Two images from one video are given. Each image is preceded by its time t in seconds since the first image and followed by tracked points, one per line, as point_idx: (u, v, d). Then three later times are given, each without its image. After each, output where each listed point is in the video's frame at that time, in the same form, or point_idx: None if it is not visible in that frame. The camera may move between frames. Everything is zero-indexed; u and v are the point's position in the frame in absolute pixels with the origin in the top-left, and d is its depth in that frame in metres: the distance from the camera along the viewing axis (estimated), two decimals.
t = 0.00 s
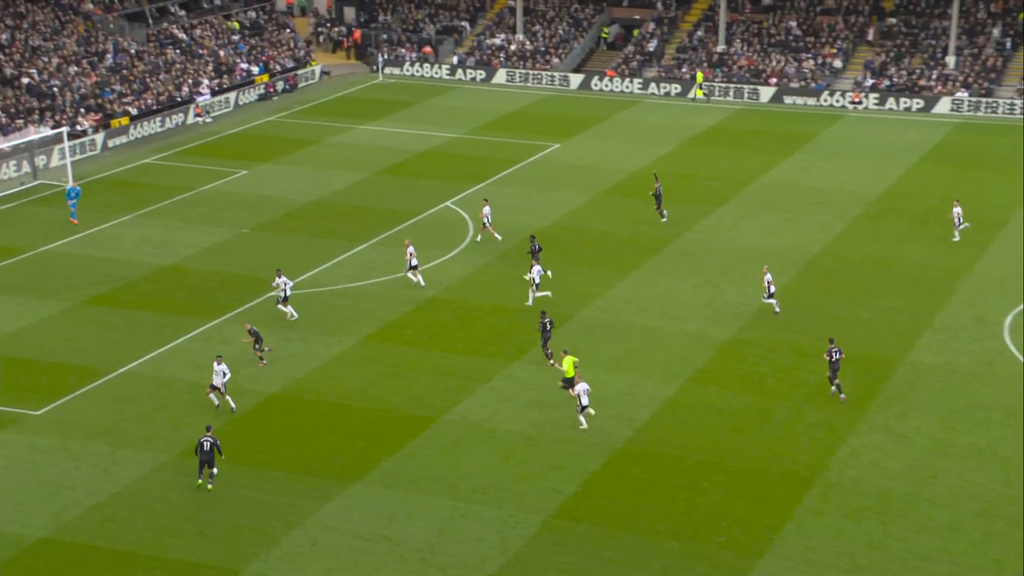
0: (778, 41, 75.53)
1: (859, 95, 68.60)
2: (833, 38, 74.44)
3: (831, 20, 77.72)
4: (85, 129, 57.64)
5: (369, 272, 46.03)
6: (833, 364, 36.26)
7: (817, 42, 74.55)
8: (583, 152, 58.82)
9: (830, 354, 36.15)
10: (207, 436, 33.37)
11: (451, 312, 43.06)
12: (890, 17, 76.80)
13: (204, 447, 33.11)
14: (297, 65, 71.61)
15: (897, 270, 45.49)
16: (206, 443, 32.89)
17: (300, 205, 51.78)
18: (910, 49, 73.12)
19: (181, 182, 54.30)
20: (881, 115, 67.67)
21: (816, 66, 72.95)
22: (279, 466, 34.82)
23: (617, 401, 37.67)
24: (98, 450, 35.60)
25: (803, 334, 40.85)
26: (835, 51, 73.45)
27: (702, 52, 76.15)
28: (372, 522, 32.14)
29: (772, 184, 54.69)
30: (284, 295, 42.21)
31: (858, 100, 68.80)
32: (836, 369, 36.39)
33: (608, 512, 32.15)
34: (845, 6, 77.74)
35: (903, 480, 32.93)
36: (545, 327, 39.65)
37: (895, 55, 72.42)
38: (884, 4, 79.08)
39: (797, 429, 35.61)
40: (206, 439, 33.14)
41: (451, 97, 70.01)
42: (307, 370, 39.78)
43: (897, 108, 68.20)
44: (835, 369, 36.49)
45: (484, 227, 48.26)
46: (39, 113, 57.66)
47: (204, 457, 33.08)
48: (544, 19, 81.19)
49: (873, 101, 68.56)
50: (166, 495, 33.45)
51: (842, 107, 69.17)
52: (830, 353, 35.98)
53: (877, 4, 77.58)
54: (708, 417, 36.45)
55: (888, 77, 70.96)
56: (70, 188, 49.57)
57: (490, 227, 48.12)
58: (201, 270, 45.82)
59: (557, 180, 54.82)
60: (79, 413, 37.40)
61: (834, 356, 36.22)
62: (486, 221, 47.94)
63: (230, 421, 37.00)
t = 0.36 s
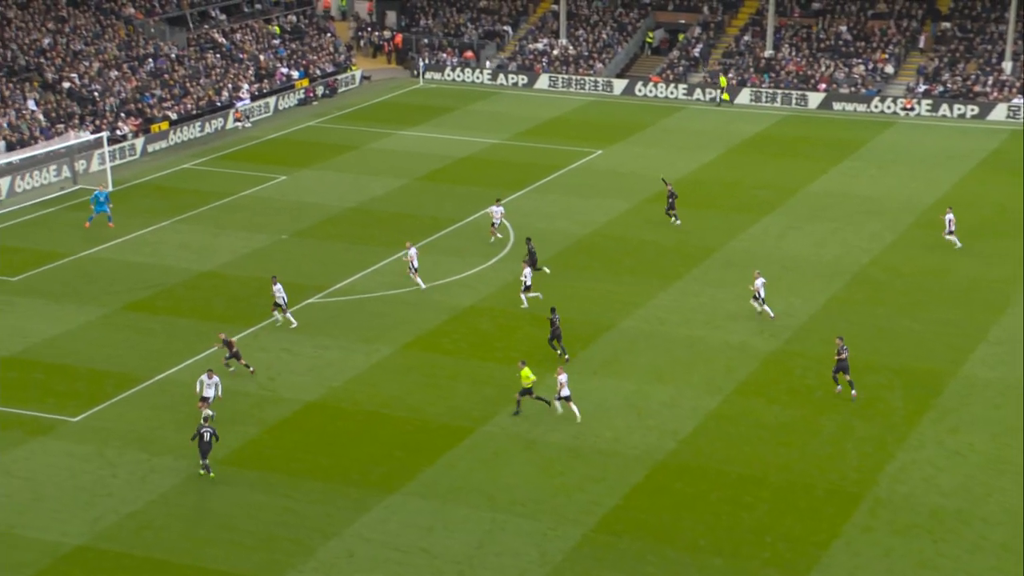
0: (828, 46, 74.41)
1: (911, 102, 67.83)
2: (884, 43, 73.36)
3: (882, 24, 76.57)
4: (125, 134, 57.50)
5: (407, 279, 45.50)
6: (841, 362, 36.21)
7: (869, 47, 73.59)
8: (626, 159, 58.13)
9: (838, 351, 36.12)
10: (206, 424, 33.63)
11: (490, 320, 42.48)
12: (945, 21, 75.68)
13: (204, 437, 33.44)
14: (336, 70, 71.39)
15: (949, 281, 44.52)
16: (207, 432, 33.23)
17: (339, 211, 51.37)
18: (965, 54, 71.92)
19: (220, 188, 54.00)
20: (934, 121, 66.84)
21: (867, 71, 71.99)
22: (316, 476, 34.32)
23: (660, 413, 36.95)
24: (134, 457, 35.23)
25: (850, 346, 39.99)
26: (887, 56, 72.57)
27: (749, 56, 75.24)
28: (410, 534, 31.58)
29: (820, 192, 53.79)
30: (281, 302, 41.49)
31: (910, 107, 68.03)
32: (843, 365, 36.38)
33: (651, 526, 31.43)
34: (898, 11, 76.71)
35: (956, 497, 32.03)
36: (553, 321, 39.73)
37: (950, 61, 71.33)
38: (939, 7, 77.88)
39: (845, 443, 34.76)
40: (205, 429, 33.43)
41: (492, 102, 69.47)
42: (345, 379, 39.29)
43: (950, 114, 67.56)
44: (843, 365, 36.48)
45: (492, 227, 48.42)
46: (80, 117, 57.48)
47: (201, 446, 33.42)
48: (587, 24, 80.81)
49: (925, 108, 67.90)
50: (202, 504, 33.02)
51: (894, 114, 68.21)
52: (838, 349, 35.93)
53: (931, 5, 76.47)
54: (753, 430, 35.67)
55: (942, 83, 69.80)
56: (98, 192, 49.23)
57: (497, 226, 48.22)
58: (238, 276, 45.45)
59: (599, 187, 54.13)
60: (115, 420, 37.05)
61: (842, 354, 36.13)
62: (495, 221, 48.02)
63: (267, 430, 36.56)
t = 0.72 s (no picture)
0: (871, 48, 73.62)
1: (956, 106, 67.03)
2: (928, 46, 72.54)
3: (926, 26, 75.74)
4: (158, 136, 57.37)
5: (439, 284, 45.06)
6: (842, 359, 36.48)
7: (913, 50, 73.00)
8: (663, 163, 57.54)
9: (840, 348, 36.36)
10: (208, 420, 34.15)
11: (523, 326, 42.01)
12: (991, 23, 74.63)
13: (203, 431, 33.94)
14: (370, 73, 71.20)
15: (993, 289, 43.68)
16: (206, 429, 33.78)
17: (372, 214, 51.03)
18: (1012, 57, 70.84)
19: (253, 191, 53.75)
20: (978, 125, 65.98)
21: (910, 74, 71.08)
22: (347, 482, 33.93)
23: (696, 421, 36.36)
24: (165, 462, 34.96)
25: (889, 355, 39.27)
26: (931, 59, 71.62)
27: (789, 59, 74.50)
28: (442, 541, 31.13)
29: (860, 198, 53.02)
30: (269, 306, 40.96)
31: (955, 111, 67.22)
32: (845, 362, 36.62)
33: (686, 536, 30.85)
34: (942, 13, 75.82)
35: (1000, 510, 31.30)
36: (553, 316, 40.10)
37: (996, 64, 70.32)
38: (986, 8, 76.87)
39: (885, 454, 34.07)
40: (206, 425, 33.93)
41: (527, 105, 69.00)
42: (377, 384, 38.91)
43: (996, 118, 66.57)
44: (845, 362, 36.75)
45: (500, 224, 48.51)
46: (114, 119, 57.41)
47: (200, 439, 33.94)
48: (624, 26, 80.27)
49: (970, 112, 66.96)
50: (232, 509, 32.69)
51: (938, 118, 67.49)
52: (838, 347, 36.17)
53: (978, 6, 75.55)
54: (791, 439, 35.03)
55: (988, 86, 68.84)
56: (117, 193, 49.21)
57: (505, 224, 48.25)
58: (270, 280, 45.16)
59: (634, 192, 53.56)
60: (146, 424, 36.80)
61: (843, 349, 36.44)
62: (502, 219, 48.02)
63: (299, 436, 36.22)
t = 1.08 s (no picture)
0: (914, 51, 72.59)
1: (1002, 110, 65.58)
2: (974, 49, 71.05)
3: (971, 29, 74.71)
4: (189, 140, 56.92)
5: (472, 290, 44.48)
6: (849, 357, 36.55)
7: (958, 53, 71.36)
8: (700, 168, 56.79)
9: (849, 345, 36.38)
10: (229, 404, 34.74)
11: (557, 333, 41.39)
12: None
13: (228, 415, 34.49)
14: (403, 75, 70.74)
15: None
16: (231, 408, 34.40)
17: (404, 219, 50.54)
18: None
19: (284, 195, 53.37)
20: None
21: (955, 78, 69.70)
22: (377, 490, 33.40)
23: (733, 432, 35.66)
24: (195, 468, 34.54)
25: (931, 365, 38.43)
26: (977, 62, 70.12)
27: (830, 62, 73.51)
28: (473, 551, 30.55)
29: (902, 204, 52.09)
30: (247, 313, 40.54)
31: (1001, 115, 65.79)
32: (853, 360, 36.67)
33: (723, 549, 30.14)
34: (989, 15, 74.71)
35: None
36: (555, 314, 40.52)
37: None
38: None
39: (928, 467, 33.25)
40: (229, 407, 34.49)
41: (562, 109, 68.38)
42: (409, 391, 38.39)
43: None
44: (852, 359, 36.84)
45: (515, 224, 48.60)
46: (145, 122, 57.14)
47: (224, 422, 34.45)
48: (661, 28, 79.48)
49: (1017, 116, 65.61)
50: (262, 517, 32.23)
51: (984, 122, 66.22)
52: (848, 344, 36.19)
53: None
54: (831, 450, 34.27)
55: None
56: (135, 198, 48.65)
57: (519, 224, 48.28)
58: (301, 285, 44.72)
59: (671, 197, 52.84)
60: (176, 430, 36.41)
61: (852, 345, 36.60)
62: (516, 220, 48.10)
63: (329, 443, 35.74)
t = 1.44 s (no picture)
0: (982, 54, 71.11)
1: None
2: None
3: None
4: (240, 143, 56.73)
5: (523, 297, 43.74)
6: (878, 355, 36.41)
7: None
8: (758, 174, 55.79)
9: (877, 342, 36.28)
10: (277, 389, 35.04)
11: (609, 341, 40.58)
12: None
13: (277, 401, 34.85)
14: (455, 78, 70.16)
15: None
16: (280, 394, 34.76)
17: (455, 224, 49.94)
18: None
19: (334, 199, 52.96)
20: None
21: None
22: (424, 500, 32.78)
23: (791, 445, 34.72)
24: (242, 475, 34.07)
25: (998, 377, 37.27)
26: None
27: (894, 66, 72.02)
28: (523, 564, 29.82)
29: (967, 212, 50.82)
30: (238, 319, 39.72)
31: None
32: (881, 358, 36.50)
33: (779, 565, 29.24)
34: None
35: None
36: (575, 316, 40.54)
37: None
38: None
39: (995, 483, 32.14)
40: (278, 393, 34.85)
41: (616, 113, 67.59)
42: (458, 399, 37.75)
43: None
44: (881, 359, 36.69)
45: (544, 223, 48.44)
46: (196, 125, 56.92)
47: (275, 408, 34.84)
48: (719, 31, 78.35)
49: None
50: (308, 525, 31.69)
51: None
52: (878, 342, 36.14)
53: None
54: (892, 465, 33.26)
55: None
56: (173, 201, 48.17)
57: (548, 223, 48.11)
58: (349, 291, 44.22)
59: (727, 204, 51.86)
60: (224, 436, 35.97)
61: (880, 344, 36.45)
62: (546, 218, 47.90)
63: (376, 451, 35.17)
